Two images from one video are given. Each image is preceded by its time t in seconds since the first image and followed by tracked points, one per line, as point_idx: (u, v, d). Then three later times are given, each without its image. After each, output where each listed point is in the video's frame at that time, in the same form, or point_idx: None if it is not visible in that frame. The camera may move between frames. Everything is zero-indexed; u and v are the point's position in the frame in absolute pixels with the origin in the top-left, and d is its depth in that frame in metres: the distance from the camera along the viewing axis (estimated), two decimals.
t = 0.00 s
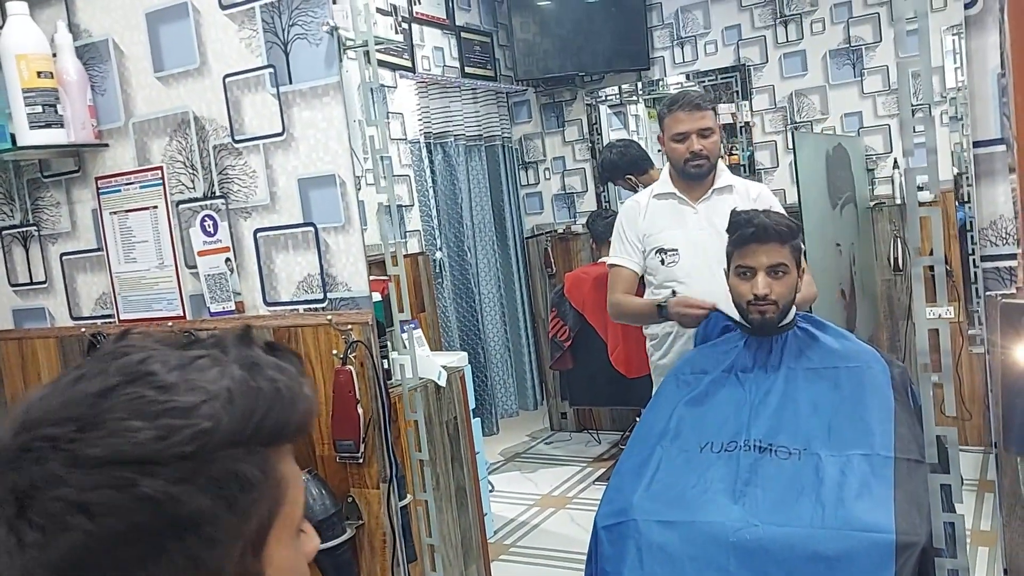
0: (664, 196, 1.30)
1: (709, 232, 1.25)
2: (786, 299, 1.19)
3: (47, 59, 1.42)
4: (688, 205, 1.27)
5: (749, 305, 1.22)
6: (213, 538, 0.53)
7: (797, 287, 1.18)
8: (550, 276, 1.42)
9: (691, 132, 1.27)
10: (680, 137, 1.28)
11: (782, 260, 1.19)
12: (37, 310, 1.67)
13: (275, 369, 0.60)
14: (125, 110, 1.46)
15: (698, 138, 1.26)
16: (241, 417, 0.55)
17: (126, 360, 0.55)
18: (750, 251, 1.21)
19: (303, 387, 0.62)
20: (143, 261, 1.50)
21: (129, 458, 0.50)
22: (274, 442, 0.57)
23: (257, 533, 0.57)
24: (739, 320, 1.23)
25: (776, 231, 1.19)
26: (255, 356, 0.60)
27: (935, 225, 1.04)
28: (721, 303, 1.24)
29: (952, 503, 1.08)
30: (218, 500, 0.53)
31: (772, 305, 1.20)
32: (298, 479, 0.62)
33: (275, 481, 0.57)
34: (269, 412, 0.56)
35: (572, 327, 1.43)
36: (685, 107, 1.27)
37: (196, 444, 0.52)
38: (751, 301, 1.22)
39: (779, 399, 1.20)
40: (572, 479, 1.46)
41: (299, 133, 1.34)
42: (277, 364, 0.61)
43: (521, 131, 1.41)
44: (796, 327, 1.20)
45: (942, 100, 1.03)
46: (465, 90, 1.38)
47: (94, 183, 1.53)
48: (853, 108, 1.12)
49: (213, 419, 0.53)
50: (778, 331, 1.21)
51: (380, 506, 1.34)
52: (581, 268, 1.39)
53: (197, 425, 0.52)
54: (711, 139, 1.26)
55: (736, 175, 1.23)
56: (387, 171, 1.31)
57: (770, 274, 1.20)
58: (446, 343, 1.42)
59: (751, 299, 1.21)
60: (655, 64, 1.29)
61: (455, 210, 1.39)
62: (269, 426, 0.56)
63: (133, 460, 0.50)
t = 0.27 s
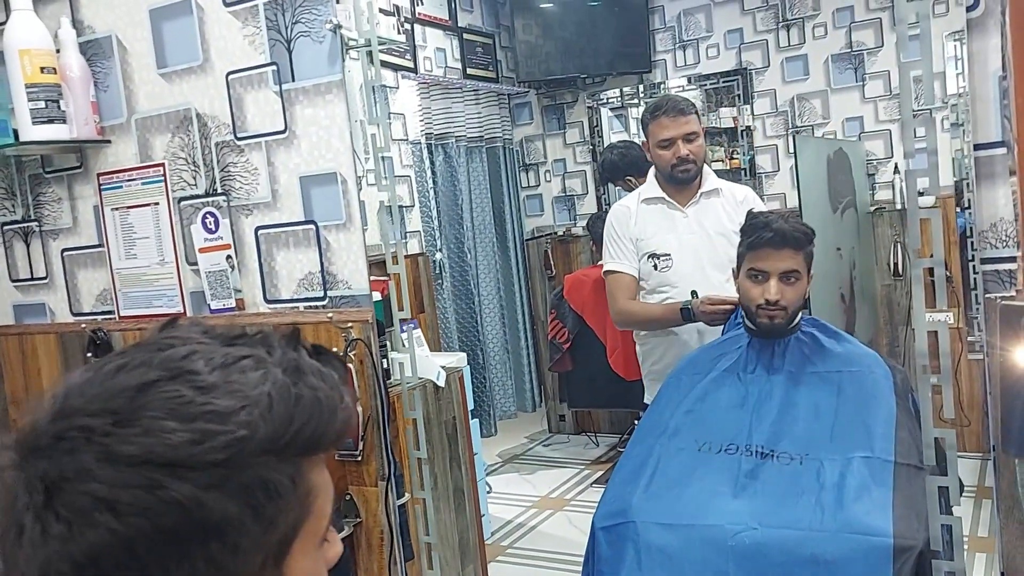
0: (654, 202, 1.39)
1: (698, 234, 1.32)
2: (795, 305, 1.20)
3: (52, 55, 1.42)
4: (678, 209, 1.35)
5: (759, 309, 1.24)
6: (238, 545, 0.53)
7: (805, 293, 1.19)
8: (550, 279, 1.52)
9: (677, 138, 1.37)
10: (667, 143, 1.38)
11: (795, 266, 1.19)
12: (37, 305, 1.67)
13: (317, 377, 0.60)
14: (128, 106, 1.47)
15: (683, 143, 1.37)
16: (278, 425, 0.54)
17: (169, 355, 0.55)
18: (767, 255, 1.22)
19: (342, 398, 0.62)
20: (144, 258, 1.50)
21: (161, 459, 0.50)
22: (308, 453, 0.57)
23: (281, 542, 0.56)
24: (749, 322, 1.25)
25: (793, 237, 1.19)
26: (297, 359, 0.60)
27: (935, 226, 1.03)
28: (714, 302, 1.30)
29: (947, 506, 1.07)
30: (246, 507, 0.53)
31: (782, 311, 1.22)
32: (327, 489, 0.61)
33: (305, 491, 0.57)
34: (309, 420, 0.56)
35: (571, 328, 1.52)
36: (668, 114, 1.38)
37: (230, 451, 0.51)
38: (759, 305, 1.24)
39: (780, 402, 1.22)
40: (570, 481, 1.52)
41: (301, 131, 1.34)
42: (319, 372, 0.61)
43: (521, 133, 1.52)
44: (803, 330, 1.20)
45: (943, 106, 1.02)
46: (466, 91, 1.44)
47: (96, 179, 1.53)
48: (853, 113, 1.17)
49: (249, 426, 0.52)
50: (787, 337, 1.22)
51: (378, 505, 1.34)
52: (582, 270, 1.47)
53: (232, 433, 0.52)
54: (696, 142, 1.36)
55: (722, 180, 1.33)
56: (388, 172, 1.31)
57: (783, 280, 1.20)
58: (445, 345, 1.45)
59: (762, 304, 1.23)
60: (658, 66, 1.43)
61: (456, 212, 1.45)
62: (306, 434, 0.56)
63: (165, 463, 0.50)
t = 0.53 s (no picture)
0: (657, 201, 1.32)
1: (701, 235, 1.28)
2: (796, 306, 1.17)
3: (52, 49, 1.42)
4: (681, 210, 1.31)
5: (759, 308, 1.21)
6: (229, 538, 0.53)
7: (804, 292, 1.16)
8: (550, 281, 1.43)
9: (683, 137, 1.29)
10: (672, 141, 1.30)
11: (796, 267, 1.17)
12: (36, 300, 1.67)
13: (312, 369, 0.59)
14: (128, 101, 1.47)
15: (689, 142, 1.29)
16: (272, 417, 0.54)
17: (162, 346, 0.55)
18: (767, 255, 1.19)
19: (337, 388, 0.61)
20: (143, 253, 1.50)
21: (153, 451, 0.50)
22: (302, 445, 0.57)
23: (274, 535, 0.56)
24: (748, 322, 1.22)
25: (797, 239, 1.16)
26: (292, 349, 0.59)
27: (936, 226, 1.04)
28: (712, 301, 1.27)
29: (946, 506, 1.08)
30: (239, 500, 0.53)
31: (782, 312, 1.19)
32: (322, 480, 0.61)
33: (298, 484, 0.57)
34: (302, 412, 0.56)
35: (570, 330, 1.44)
36: (675, 111, 1.28)
37: (222, 443, 0.51)
38: (760, 306, 1.20)
39: (778, 402, 1.19)
40: (569, 481, 1.46)
41: (301, 127, 1.34)
42: (314, 363, 0.60)
43: (522, 134, 1.40)
44: (802, 330, 1.18)
45: (943, 109, 1.02)
46: (467, 91, 1.40)
47: (96, 174, 1.53)
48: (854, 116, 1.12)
49: (242, 418, 0.52)
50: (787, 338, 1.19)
51: (375, 502, 1.34)
52: (581, 271, 1.40)
53: (225, 425, 0.51)
54: (702, 142, 1.28)
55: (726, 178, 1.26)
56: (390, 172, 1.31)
57: (784, 280, 1.18)
58: (444, 344, 1.45)
59: (762, 304, 1.20)
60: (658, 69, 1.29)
61: (456, 213, 1.43)
62: (300, 426, 0.56)
63: (157, 454, 0.50)
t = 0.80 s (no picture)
0: (680, 199, 1.24)
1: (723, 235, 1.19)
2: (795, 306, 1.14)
3: (50, 45, 1.41)
4: (703, 207, 1.21)
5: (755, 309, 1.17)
6: (213, 532, 0.54)
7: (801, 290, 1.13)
8: (550, 282, 1.37)
9: (710, 131, 1.19)
10: (700, 135, 1.20)
11: (790, 266, 1.14)
12: (34, 297, 1.66)
13: (293, 361, 0.60)
14: (127, 98, 1.46)
15: (717, 138, 1.19)
16: (255, 409, 0.55)
17: (144, 338, 0.56)
18: (761, 255, 1.16)
19: (321, 383, 0.63)
20: (140, 251, 1.50)
21: (136, 445, 0.50)
22: (284, 438, 0.58)
23: (259, 527, 0.57)
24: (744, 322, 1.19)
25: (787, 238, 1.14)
26: (272, 343, 0.61)
27: (936, 226, 1.04)
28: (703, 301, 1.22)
29: (945, 508, 1.09)
30: (223, 493, 0.53)
31: (779, 310, 1.16)
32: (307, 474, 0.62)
33: (282, 476, 0.58)
34: (284, 403, 0.57)
35: (570, 330, 1.38)
36: (704, 105, 1.19)
37: (205, 435, 0.52)
38: (757, 305, 1.17)
39: (776, 403, 1.18)
40: (567, 482, 1.39)
41: (300, 124, 1.33)
42: (297, 358, 0.62)
43: (522, 133, 1.34)
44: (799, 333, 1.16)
45: (945, 111, 1.02)
46: (468, 91, 1.37)
47: (94, 171, 1.53)
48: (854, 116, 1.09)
49: (225, 410, 0.53)
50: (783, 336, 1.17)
51: (372, 501, 1.33)
52: (580, 271, 1.34)
53: (207, 417, 0.52)
54: (730, 138, 1.19)
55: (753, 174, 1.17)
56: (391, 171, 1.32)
57: (781, 279, 1.15)
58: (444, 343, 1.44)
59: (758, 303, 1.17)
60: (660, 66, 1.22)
61: (456, 212, 1.40)
62: (281, 420, 0.57)
63: (140, 447, 0.50)
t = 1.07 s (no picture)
0: (736, 195, 1.20)
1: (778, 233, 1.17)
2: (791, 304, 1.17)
3: (48, 44, 1.41)
4: (758, 203, 1.18)
5: (753, 308, 1.20)
6: (201, 525, 0.53)
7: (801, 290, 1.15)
8: (549, 281, 1.52)
9: (765, 128, 1.20)
10: (753, 131, 1.21)
11: (788, 264, 1.16)
12: (32, 295, 1.66)
13: (272, 352, 0.60)
14: (124, 97, 1.46)
15: (771, 134, 1.20)
16: (235, 401, 0.54)
17: (117, 336, 0.55)
18: (757, 254, 1.19)
19: (299, 371, 0.62)
20: (138, 249, 1.50)
21: (116, 441, 0.50)
22: (264, 429, 0.57)
23: (247, 519, 0.56)
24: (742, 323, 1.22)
25: (784, 236, 1.16)
26: (249, 336, 0.60)
27: (934, 227, 1.02)
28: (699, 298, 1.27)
29: (943, 509, 1.07)
30: (209, 486, 0.53)
31: (777, 309, 1.18)
32: (292, 465, 0.61)
33: (266, 467, 0.57)
34: (262, 393, 0.56)
35: (568, 330, 1.53)
36: (759, 101, 1.21)
37: (186, 428, 0.51)
38: (755, 304, 1.20)
39: (776, 402, 1.19)
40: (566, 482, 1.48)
41: (297, 123, 1.33)
42: (273, 348, 0.61)
43: (523, 134, 1.53)
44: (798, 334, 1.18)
45: (945, 112, 1.00)
46: (467, 90, 1.50)
47: (92, 169, 1.52)
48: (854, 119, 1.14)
49: (205, 402, 0.52)
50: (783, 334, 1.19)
51: (370, 501, 1.33)
52: (581, 271, 1.48)
53: (186, 410, 0.51)
54: (785, 134, 1.19)
55: (812, 171, 1.15)
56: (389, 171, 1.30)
57: (776, 277, 1.18)
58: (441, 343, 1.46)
59: (756, 302, 1.20)
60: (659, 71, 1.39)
61: (456, 211, 1.49)
62: (262, 411, 0.56)
63: (121, 443, 0.50)
